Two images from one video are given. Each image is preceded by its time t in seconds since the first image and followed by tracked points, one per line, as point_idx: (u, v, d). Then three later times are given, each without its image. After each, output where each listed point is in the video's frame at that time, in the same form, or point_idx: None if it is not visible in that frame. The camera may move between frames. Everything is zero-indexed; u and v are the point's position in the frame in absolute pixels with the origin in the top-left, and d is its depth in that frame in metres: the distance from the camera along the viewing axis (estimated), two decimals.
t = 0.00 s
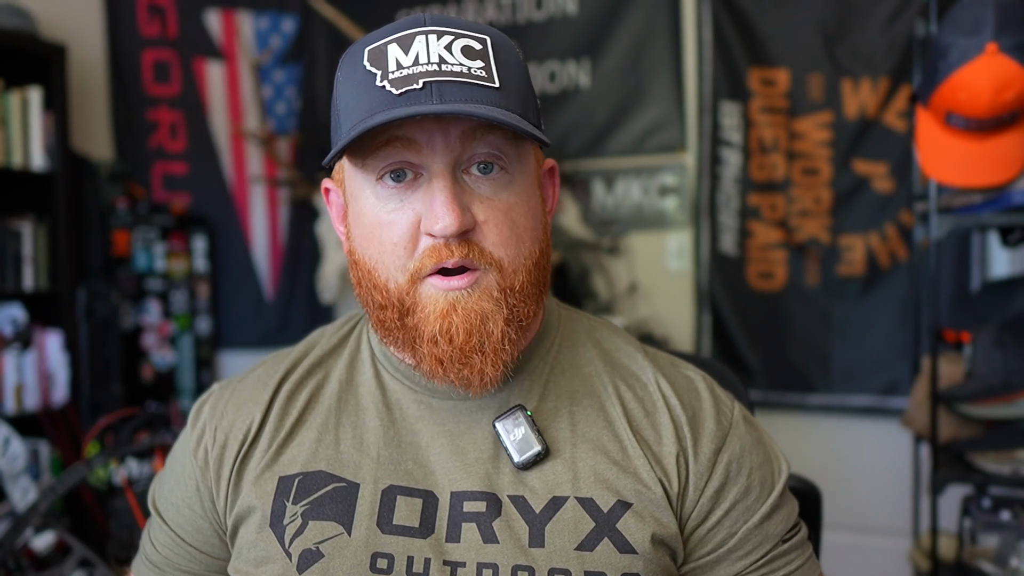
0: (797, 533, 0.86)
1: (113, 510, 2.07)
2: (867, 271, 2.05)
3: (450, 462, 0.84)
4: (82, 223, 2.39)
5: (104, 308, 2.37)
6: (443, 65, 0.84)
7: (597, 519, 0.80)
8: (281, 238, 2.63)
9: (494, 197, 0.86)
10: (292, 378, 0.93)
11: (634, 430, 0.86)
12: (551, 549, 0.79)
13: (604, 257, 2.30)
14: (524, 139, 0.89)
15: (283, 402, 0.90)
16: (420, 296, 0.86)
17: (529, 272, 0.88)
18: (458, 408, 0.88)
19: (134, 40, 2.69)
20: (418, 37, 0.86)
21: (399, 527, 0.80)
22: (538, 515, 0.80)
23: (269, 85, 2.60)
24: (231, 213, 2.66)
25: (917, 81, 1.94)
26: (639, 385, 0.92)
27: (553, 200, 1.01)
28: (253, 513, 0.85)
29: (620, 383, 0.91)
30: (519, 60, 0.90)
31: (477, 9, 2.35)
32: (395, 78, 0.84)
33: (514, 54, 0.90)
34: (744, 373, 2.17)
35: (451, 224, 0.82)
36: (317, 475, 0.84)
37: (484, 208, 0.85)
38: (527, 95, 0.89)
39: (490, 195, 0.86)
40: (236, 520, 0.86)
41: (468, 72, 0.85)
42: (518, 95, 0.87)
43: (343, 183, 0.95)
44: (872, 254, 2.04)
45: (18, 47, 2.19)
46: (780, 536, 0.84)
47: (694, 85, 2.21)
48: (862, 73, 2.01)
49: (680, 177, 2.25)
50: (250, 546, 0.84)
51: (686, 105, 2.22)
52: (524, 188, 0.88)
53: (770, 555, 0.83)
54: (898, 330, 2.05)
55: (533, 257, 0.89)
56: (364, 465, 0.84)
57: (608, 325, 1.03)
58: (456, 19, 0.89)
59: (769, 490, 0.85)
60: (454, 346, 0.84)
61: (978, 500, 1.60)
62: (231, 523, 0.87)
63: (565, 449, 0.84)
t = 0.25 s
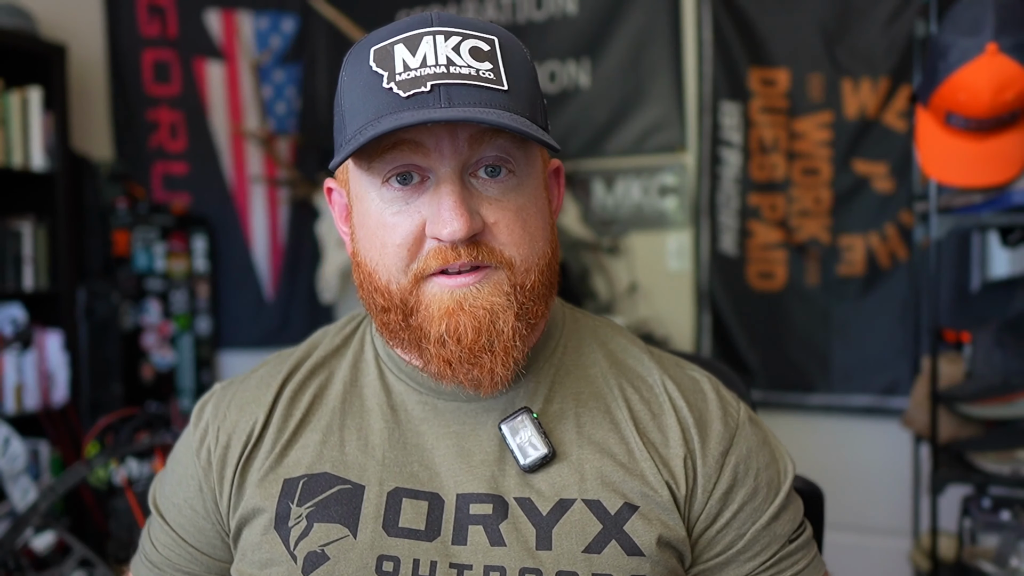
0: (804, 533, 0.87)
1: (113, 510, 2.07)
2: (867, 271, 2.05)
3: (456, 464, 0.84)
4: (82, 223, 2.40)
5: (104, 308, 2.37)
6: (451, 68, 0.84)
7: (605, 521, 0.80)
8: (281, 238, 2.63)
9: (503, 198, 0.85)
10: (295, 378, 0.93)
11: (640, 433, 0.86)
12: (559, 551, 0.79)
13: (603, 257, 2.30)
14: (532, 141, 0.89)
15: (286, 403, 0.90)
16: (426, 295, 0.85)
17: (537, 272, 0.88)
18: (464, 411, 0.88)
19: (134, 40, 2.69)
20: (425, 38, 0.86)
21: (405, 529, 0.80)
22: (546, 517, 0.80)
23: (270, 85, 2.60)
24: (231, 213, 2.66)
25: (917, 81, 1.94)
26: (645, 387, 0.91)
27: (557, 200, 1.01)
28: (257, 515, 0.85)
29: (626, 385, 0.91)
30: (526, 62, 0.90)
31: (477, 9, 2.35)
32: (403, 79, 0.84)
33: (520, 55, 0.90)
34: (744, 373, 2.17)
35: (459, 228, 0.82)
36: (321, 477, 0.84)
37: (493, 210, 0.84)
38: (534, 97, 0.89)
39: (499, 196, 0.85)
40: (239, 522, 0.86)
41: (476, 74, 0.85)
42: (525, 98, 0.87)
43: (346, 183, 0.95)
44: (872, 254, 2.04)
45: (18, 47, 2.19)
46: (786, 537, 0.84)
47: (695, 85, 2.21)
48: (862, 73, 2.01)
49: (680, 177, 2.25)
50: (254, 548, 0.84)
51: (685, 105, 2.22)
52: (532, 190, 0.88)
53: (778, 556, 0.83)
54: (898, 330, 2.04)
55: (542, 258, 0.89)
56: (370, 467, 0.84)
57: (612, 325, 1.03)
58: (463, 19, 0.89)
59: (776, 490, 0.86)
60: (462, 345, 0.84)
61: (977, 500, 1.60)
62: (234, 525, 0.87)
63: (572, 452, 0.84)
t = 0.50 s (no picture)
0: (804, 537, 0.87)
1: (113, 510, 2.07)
2: (867, 271, 2.05)
3: (455, 466, 0.84)
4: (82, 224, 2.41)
5: (104, 308, 2.37)
6: (448, 68, 0.84)
7: (605, 525, 0.80)
8: (281, 238, 2.63)
9: (501, 201, 0.85)
10: (295, 378, 0.93)
11: (640, 436, 0.86)
12: (558, 555, 0.79)
13: (603, 257, 2.30)
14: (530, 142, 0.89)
15: (286, 403, 0.90)
16: (423, 301, 0.86)
17: (534, 277, 0.88)
18: (464, 413, 0.88)
19: (134, 40, 2.69)
20: (423, 38, 0.86)
21: (404, 532, 0.80)
22: (545, 521, 0.80)
23: (270, 85, 2.60)
24: (231, 213, 2.66)
25: (917, 81, 1.94)
26: (645, 390, 0.92)
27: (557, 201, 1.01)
28: (256, 516, 0.85)
29: (626, 389, 0.91)
30: (525, 61, 0.90)
31: (477, 9, 2.35)
32: (400, 79, 0.84)
33: (519, 55, 0.90)
34: (744, 373, 2.17)
35: (456, 230, 0.82)
36: (320, 478, 0.84)
37: (490, 212, 0.84)
38: (534, 97, 0.89)
39: (497, 199, 0.85)
40: (238, 522, 0.86)
41: (474, 75, 0.85)
42: (524, 98, 0.87)
43: (345, 184, 0.95)
44: (872, 254, 2.04)
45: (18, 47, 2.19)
46: (786, 541, 0.84)
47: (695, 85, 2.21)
48: (862, 73, 2.01)
49: (680, 177, 2.25)
50: (254, 550, 0.84)
51: (686, 105, 2.22)
52: (530, 193, 0.88)
53: (778, 561, 0.83)
54: (898, 330, 2.05)
55: (539, 262, 0.89)
56: (369, 469, 0.84)
57: (612, 327, 1.03)
58: (462, 19, 0.89)
59: (776, 494, 0.86)
60: (458, 351, 0.84)
61: (978, 500, 1.60)
62: (233, 525, 0.87)
63: (572, 456, 0.84)
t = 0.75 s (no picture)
0: (802, 537, 0.86)
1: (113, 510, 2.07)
2: (867, 271, 2.05)
3: (452, 467, 0.84)
4: (82, 224, 2.41)
5: (104, 308, 2.38)
6: (440, 69, 0.84)
7: (601, 525, 0.80)
8: (281, 238, 2.63)
9: (495, 202, 0.85)
10: (292, 380, 0.93)
11: (637, 436, 0.86)
12: (554, 556, 0.79)
13: (603, 257, 2.31)
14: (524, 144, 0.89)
15: (283, 405, 0.90)
16: (416, 301, 0.86)
17: (529, 277, 0.88)
18: (460, 415, 0.88)
19: (134, 40, 2.69)
20: (416, 39, 0.86)
21: (401, 533, 0.80)
22: (541, 522, 0.80)
23: (270, 85, 2.60)
24: (231, 213, 2.66)
25: (917, 81, 1.94)
26: (642, 391, 0.92)
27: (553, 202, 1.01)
28: (253, 518, 0.85)
29: (623, 389, 0.91)
30: (519, 61, 0.90)
31: (477, 9, 2.35)
32: (392, 80, 0.84)
33: (513, 54, 0.89)
34: (744, 372, 2.17)
35: (448, 232, 0.82)
36: (317, 480, 0.84)
37: (484, 213, 0.84)
38: (527, 97, 0.88)
39: (491, 200, 0.85)
40: (235, 524, 0.86)
41: (466, 76, 0.84)
42: (517, 98, 0.87)
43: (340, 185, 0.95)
44: (872, 254, 2.04)
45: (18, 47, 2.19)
46: (784, 541, 0.84)
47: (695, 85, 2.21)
48: (862, 73, 2.01)
49: (680, 177, 2.25)
50: (251, 552, 0.84)
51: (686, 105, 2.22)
52: (525, 194, 0.88)
53: (776, 561, 0.83)
54: (898, 330, 2.05)
55: (534, 263, 0.88)
56: (366, 470, 0.84)
57: (610, 328, 1.03)
58: (455, 19, 0.88)
59: (773, 494, 0.85)
60: (451, 351, 0.84)
61: (978, 500, 1.60)
62: (230, 527, 0.87)
63: (568, 456, 0.84)
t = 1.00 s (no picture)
0: (794, 534, 0.86)
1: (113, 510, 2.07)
2: (867, 271, 2.05)
3: (443, 468, 0.84)
4: (82, 224, 2.43)
5: (104, 308, 2.36)
6: (412, 63, 0.85)
7: (593, 525, 0.80)
8: (281, 238, 2.63)
9: (471, 193, 0.85)
10: (288, 382, 0.93)
11: (628, 434, 0.86)
12: (546, 556, 0.78)
13: (603, 257, 2.31)
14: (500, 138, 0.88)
15: (279, 408, 0.90)
16: (385, 284, 0.86)
17: (505, 267, 0.87)
18: (451, 416, 0.88)
19: (134, 40, 2.69)
20: (389, 36, 0.86)
21: (394, 534, 0.80)
22: (533, 522, 0.80)
23: (270, 85, 2.61)
24: (231, 213, 2.66)
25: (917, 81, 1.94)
26: (634, 388, 0.92)
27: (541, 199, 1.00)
28: (248, 521, 0.85)
29: (614, 387, 0.91)
30: (495, 56, 0.89)
31: (477, 9, 2.35)
32: (365, 76, 0.85)
33: (489, 48, 0.89)
34: (744, 372, 2.17)
35: (415, 220, 0.82)
36: (311, 482, 0.84)
37: (455, 202, 0.84)
38: (502, 90, 0.88)
39: (467, 191, 0.85)
40: (234, 528, 0.86)
41: (437, 69, 0.84)
42: (489, 91, 0.86)
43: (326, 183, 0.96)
44: (872, 254, 2.04)
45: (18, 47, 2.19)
46: (775, 539, 0.84)
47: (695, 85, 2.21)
48: (862, 73, 2.01)
49: (680, 177, 2.25)
50: (246, 555, 0.83)
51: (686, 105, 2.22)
52: (504, 187, 0.87)
53: (767, 558, 0.83)
54: (898, 330, 2.05)
55: (512, 253, 0.87)
56: (360, 472, 0.84)
57: (603, 326, 1.03)
58: (432, 17, 0.89)
59: (765, 492, 0.85)
60: (418, 334, 0.84)
61: (978, 500, 1.60)
62: (229, 530, 0.87)
63: (560, 455, 0.84)
